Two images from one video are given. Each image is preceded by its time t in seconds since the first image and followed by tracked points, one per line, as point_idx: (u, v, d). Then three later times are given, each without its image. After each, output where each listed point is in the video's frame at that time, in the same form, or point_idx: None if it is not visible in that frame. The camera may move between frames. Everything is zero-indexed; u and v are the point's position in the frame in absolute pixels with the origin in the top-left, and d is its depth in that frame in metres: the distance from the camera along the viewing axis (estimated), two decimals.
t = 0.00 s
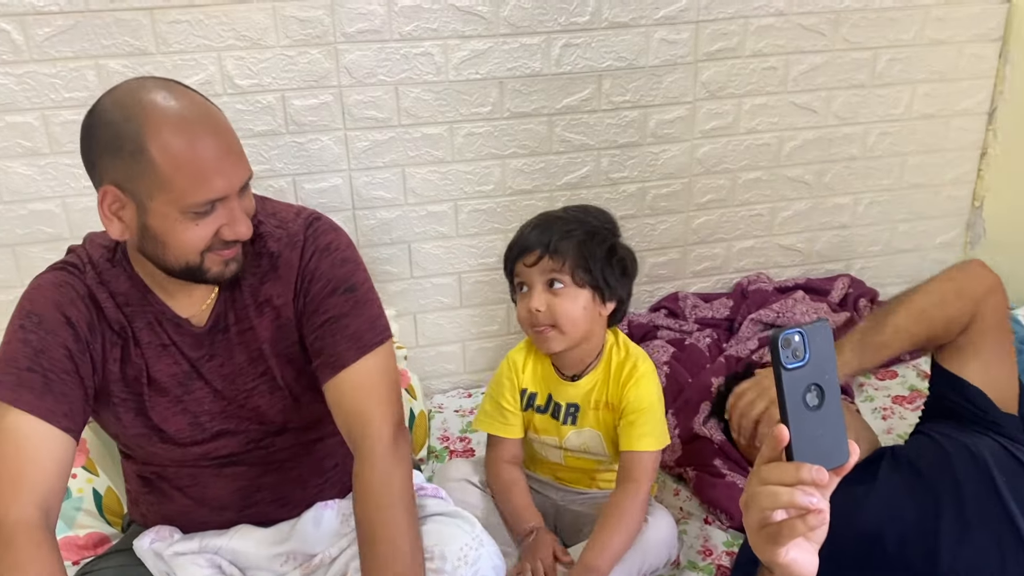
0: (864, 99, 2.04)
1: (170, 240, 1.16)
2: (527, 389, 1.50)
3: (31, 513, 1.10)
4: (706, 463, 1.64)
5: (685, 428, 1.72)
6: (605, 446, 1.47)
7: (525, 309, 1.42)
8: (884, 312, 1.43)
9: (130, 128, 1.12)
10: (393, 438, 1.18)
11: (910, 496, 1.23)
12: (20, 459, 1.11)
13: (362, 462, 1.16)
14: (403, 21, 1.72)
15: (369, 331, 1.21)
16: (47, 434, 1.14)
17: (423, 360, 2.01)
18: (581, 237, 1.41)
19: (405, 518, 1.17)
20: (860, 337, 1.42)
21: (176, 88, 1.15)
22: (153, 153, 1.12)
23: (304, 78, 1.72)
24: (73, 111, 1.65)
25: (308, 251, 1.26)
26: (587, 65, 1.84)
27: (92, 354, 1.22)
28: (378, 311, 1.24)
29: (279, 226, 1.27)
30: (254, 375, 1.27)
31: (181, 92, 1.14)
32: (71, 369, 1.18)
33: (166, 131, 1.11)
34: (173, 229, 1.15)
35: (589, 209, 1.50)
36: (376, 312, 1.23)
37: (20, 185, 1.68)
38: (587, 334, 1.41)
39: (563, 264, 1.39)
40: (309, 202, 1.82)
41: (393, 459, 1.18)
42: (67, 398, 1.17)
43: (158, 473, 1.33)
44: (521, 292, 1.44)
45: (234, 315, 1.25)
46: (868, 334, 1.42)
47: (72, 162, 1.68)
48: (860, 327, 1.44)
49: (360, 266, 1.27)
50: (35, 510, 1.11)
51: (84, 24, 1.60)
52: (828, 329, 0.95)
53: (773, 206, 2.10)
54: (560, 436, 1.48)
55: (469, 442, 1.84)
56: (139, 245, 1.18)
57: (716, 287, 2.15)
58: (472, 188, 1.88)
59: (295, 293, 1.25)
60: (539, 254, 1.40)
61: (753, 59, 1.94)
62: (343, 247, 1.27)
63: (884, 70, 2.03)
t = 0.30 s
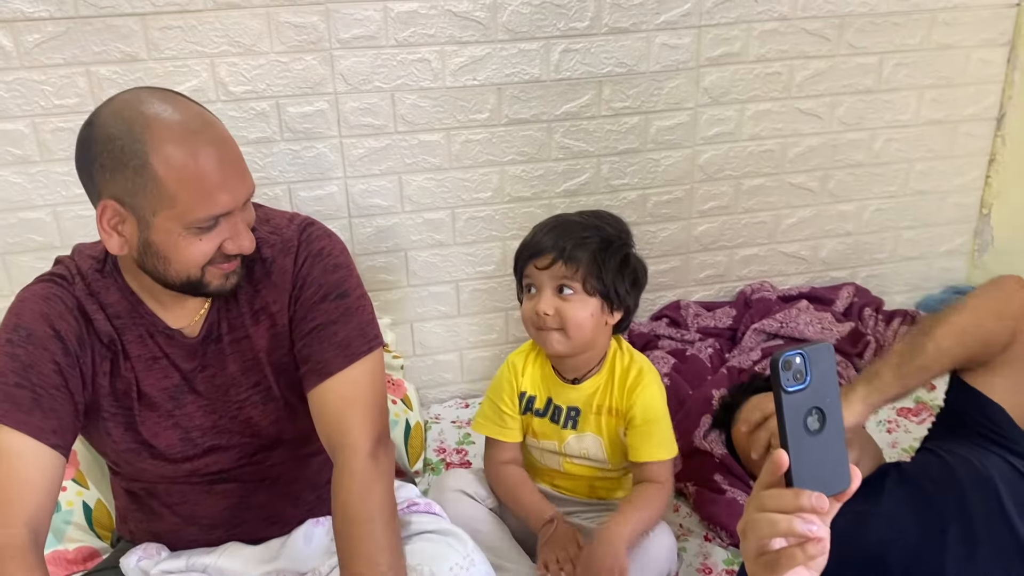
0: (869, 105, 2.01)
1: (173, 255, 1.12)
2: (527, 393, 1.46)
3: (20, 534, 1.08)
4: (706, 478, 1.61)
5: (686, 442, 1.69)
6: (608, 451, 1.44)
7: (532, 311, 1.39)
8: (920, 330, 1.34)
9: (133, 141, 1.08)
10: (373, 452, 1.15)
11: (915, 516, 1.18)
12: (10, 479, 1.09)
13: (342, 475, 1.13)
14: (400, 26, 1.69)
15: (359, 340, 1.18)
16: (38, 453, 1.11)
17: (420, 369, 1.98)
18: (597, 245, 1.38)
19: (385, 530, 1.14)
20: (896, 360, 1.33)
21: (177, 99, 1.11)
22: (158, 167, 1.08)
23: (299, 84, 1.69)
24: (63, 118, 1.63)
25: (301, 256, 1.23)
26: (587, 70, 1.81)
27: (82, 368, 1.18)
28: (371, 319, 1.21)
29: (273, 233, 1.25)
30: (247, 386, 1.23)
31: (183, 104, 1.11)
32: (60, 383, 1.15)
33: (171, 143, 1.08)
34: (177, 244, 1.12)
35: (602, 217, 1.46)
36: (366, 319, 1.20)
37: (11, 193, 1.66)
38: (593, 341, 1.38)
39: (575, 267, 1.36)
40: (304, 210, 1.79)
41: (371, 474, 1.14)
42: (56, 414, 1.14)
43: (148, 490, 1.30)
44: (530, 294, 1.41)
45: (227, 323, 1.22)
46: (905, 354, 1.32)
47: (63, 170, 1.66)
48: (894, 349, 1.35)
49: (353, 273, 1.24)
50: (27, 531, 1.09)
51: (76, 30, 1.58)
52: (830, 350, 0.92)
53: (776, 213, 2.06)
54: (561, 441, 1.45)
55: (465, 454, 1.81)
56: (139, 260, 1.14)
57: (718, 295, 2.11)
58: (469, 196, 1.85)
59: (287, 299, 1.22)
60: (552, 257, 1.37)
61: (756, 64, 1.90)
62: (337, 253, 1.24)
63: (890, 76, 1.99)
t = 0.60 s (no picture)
0: (876, 99, 1.97)
1: (155, 249, 1.10)
2: (521, 392, 1.43)
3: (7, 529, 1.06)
4: (706, 478, 1.57)
5: (685, 442, 1.65)
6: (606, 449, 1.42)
7: (519, 310, 1.36)
8: (951, 343, 1.29)
9: (114, 130, 1.06)
10: (352, 450, 1.12)
11: (919, 515, 1.16)
12: None
13: (320, 474, 1.11)
14: (396, 18, 1.66)
15: (341, 334, 1.15)
16: (26, 448, 1.09)
17: (418, 367, 1.95)
18: (589, 244, 1.35)
19: (366, 530, 1.11)
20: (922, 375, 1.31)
21: (160, 89, 1.09)
22: (139, 159, 1.06)
23: (293, 77, 1.67)
24: (54, 111, 1.61)
25: (285, 249, 1.21)
26: (587, 63, 1.77)
27: (65, 362, 1.16)
28: (357, 312, 1.18)
29: (258, 226, 1.23)
30: (232, 382, 1.21)
31: (167, 95, 1.08)
32: (44, 376, 1.12)
33: (153, 134, 1.05)
34: (158, 238, 1.09)
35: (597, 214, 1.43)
36: (349, 312, 1.17)
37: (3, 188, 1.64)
38: (583, 341, 1.35)
39: (566, 270, 1.33)
40: (299, 205, 1.76)
41: (350, 473, 1.11)
42: (42, 407, 1.11)
43: (134, 488, 1.28)
44: (518, 294, 1.38)
45: (212, 318, 1.19)
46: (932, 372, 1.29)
47: (55, 164, 1.64)
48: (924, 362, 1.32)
49: (338, 266, 1.21)
50: (13, 526, 1.06)
51: (67, 22, 1.55)
52: (834, 356, 0.90)
53: (781, 209, 2.02)
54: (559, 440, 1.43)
55: (462, 453, 1.78)
56: (122, 254, 1.12)
57: (722, 293, 2.08)
58: (467, 191, 1.82)
59: (269, 293, 1.19)
60: (541, 257, 1.34)
61: (761, 57, 1.87)
62: (321, 246, 1.22)
63: (898, 69, 1.95)
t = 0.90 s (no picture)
0: (890, 85, 1.94)
1: (156, 233, 1.09)
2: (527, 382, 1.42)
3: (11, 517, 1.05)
4: (715, 468, 1.55)
5: (693, 432, 1.64)
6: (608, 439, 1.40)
7: (517, 303, 1.35)
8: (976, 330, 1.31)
9: (115, 111, 1.05)
10: (359, 439, 1.11)
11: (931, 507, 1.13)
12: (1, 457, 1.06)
13: (325, 462, 1.09)
14: (403, 2, 1.64)
15: (348, 321, 1.14)
16: (29, 436, 1.08)
17: (424, 355, 1.94)
18: (591, 239, 1.33)
19: (373, 519, 1.09)
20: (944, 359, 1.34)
21: (162, 69, 1.07)
22: (140, 142, 1.04)
23: (300, 61, 1.65)
24: (59, 95, 1.60)
25: (292, 234, 1.19)
26: (596, 48, 1.75)
27: (68, 348, 1.14)
28: (364, 298, 1.17)
29: (263, 211, 1.21)
30: (238, 369, 1.19)
31: (169, 75, 1.07)
32: (47, 362, 1.11)
33: (153, 116, 1.04)
34: (160, 221, 1.08)
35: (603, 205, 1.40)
36: (356, 300, 1.16)
37: (9, 172, 1.63)
38: (581, 335, 1.34)
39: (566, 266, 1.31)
40: (305, 191, 1.75)
41: (356, 461, 1.09)
42: (45, 394, 1.10)
43: (139, 475, 1.27)
44: (518, 286, 1.37)
45: (217, 304, 1.18)
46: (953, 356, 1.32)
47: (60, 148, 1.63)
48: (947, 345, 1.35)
49: (345, 252, 1.19)
50: (16, 514, 1.05)
51: (72, 5, 1.54)
52: (843, 346, 0.87)
53: (793, 197, 1.99)
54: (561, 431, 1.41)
55: (469, 442, 1.77)
56: (123, 238, 1.11)
57: (733, 283, 2.05)
58: (474, 178, 1.80)
59: (276, 280, 1.17)
60: (540, 251, 1.32)
61: (773, 43, 1.84)
62: (328, 231, 1.20)
63: (913, 55, 1.92)
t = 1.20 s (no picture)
0: (913, 71, 1.91)
1: (174, 218, 1.08)
2: (542, 372, 1.40)
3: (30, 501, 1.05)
4: (734, 455, 1.54)
5: (711, 420, 1.63)
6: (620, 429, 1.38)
7: (531, 298, 1.32)
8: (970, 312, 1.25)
9: (135, 95, 1.04)
10: (382, 426, 1.10)
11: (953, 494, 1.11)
12: (18, 442, 1.05)
13: (348, 449, 1.09)
14: None
15: (372, 308, 1.13)
16: (48, 420, 1.07)
17: (439, 342, 1.93)
18: (609, 238, 1.29)
19: (394, 506, 1.09)
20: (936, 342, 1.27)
21: (182, 53, 1.06)
22: (159, 128, 1.03)
23: (316, 44, 1.63)
24: (75, 78, 1.59)
25: (314, 220, 1.18)
26: (615, 32, 1.73)
27: (87, 332, 1.14)
28: (386, 284, 1.16)
29: (286, 195, 1.20)
30: (259, 354, 1.19)
31: (190, 59, 1.06)
32: (66, 346, 1.11)
33: (173, 100, 1.03)
34: (178, 206, 1.07)
35: (621, 194, 1.36)
36: (379, 287, 1.15)
37: (25, 156, 1.63)
38: (597, 329, 1.32)
39: (581, 264, 1.28)
40: (321, 176, 1.74)
41: (379, 448, 1.09)
42: (64, 377, 1.10)
43: (156, 459, 1.26)
44: (531, 279, 1.34)
45: (238, 289, 1.17)
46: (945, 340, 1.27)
47: (75, 132, 1.62)
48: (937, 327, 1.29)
49: (367, 238, 1.18)
50: (34, 498, 1.05)
51: None
52: (872, 335, 0.85)
53: (812, 184, 1.97)
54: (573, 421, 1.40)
55: (484, 430, 1.76)
56: (140, 222, 1.10)
57: (750, 271, 2.03)
58: (490, 163, 1.79)
59: (299, 266, 1.16)
60: (555, 250, 1.28)
61: (794, 27, 1.81)
62: (350, 218, 1.19)
63: (936, 40, 1.89)
